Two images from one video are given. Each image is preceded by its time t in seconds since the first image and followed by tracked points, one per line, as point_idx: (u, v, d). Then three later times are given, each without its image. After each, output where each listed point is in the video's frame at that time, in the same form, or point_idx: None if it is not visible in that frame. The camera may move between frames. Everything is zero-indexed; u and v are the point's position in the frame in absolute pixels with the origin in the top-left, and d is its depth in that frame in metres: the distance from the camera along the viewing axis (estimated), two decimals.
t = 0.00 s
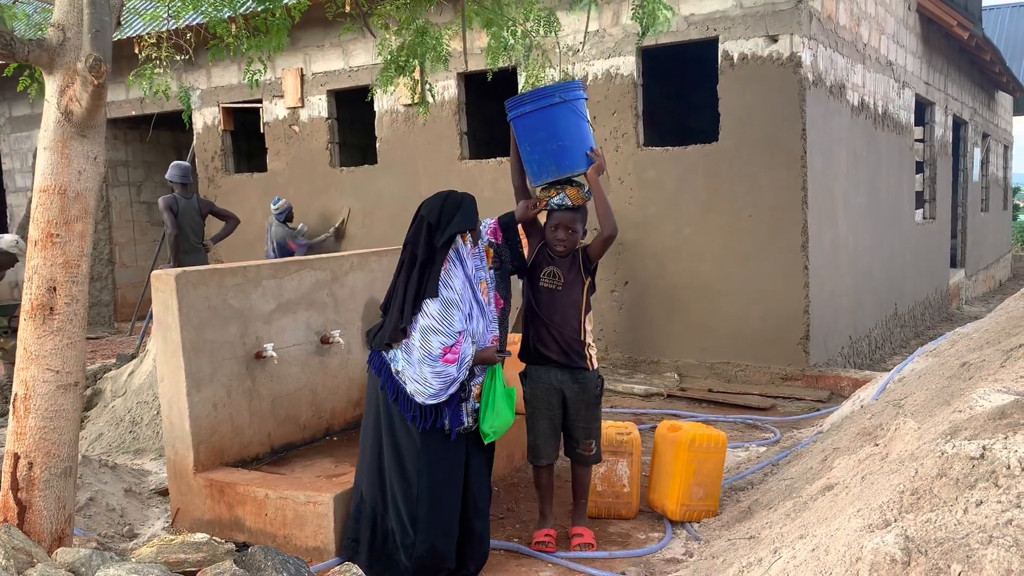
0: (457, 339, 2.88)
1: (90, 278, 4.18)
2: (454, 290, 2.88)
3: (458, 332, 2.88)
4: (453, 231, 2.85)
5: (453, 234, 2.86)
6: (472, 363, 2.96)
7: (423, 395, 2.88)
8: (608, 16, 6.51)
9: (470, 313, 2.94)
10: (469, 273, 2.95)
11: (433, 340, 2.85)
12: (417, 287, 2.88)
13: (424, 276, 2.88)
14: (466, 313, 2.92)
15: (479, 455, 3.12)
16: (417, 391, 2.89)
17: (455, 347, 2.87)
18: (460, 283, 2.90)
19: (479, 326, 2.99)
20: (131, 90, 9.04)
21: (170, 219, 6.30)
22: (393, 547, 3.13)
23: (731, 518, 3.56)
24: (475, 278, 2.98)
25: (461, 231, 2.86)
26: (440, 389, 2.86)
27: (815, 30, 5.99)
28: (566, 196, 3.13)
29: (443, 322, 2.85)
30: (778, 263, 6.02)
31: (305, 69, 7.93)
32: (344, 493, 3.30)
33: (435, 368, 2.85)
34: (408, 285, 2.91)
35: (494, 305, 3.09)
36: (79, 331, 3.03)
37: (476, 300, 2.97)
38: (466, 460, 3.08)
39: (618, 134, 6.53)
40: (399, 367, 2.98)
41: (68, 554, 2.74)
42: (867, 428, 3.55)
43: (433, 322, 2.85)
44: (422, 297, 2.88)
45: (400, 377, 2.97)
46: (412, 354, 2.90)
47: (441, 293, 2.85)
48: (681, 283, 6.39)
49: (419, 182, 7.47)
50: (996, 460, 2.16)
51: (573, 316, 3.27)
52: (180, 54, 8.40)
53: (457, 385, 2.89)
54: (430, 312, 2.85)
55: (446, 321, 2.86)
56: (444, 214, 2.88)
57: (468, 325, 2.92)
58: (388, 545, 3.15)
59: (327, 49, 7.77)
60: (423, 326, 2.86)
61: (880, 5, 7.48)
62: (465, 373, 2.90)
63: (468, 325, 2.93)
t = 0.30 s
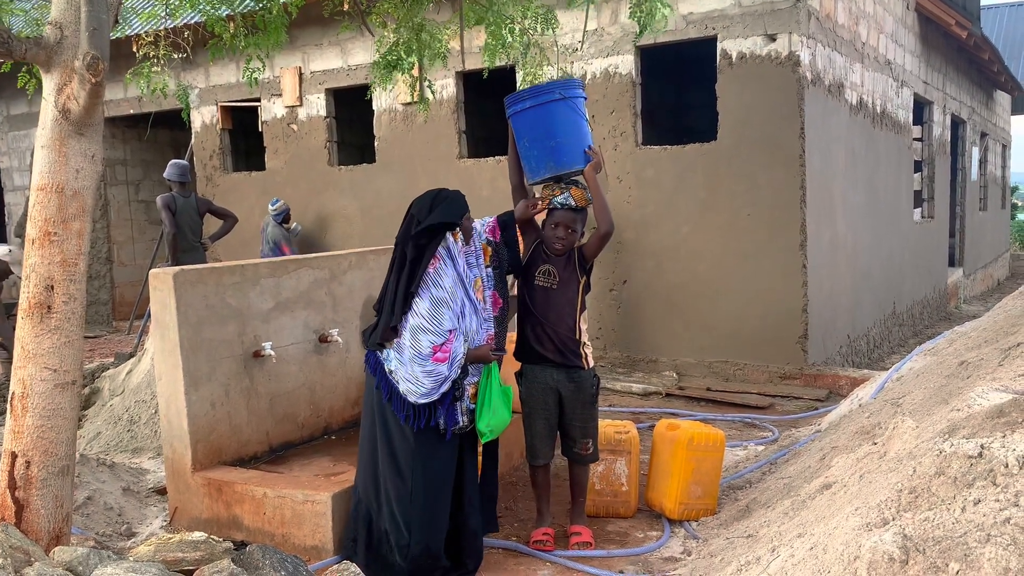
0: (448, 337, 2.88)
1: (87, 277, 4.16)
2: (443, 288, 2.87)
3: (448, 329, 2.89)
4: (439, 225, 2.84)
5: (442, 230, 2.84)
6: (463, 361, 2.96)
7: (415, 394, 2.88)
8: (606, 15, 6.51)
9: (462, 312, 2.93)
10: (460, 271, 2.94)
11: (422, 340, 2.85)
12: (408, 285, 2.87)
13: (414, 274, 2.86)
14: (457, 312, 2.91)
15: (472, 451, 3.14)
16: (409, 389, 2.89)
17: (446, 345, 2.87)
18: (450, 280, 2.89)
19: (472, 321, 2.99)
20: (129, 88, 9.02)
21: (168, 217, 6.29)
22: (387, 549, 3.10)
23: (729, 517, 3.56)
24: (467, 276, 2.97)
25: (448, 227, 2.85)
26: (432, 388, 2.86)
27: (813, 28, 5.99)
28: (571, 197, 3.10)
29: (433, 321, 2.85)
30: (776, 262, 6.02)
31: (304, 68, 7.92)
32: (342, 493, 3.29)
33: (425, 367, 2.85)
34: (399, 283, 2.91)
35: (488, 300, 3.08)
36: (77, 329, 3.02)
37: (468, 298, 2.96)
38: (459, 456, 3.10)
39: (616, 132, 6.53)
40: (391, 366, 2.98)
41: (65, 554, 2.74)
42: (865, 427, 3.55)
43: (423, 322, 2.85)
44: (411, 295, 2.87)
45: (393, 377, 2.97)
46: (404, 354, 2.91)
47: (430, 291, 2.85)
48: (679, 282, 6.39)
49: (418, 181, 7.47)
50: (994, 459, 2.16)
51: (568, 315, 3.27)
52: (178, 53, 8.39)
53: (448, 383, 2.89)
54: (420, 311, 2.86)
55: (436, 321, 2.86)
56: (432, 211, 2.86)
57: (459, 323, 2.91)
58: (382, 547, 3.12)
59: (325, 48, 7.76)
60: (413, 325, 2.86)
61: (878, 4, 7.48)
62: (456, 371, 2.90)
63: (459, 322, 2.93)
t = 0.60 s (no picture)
0: (440, 337, 2.89)
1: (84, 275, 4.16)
2: (435, 287, 2.88)
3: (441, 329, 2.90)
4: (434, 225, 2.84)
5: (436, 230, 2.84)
6: (457, 360, 2.97)
7: (407, 393, 2.88)
8: (604, 14, 6.52)
9: (455, 311, 2.94)
10: (454, 270, 2.94)
11: (414, 339, 2.87)
12: (401, 285, 2.89)
13: (407, 273, 2.88)
14: (450, 311, 2.92)
15: (471, 453, 3.11)
16: (401, 389, 2.89)
17: (439, 344, 2.88)
18: (443, 280, 2.90)
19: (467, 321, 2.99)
20: (126, 87, 9.00)
21: (165, 216, 6.27)
22: (382, 546, 3.12)
23: (726, 515, 3.56)
24: (462, 276, 2.97)
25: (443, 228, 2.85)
26: (424, 387, 2.86)
27: (810, 27, 5.99)
28: (566, 192, 3.18)
29: (425, 321, 2.86)
30: (773, 260, 6.02)
31: (301, 66, 7.90)
32: (339, 491, 3.29)
33: (417, 366, 2.86)
34: (392, 283, 2.93)
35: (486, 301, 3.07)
36: (73, 327, 3.02)
37: (462, 297, 2.97)
38: (456, 457, 3.08)
39: (614, 131, 6.52)
40: (384, 365, 2.98)
41: (62, 552, 2.74)
42: (861, 426, 3.55)
43: (415, 321, 2.86)
44: (404, 294, 2.89)
45: (386, 376, 2.97)
46: (396, 353, 2.92)
47: (423, 290, 2.86)
48: (676, 281, 6.39)
49: (415, 180, 7.46)
50: (991, 457, 2.16)
51: (566, 313, 3.26)
52: (175, 51, 8.37)
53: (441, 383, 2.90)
54: (412, 311, 2.87)
55: (427, 320, 2.87)
56: (426, 210, 2.86)
57: (452, 323, 2.92)
58: (378, 544, 3.14)
59: (322, 46, 7.75)
60: (405, 324, 2.88)
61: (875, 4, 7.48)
62: (449, 370, 2.91)
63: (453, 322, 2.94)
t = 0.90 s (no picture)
0: (435, 335, 2.89)
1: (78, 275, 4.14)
2: (430, 284, 2.88)
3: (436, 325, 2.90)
4: (429, 222, 2.84)
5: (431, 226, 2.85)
6: (452, 360, 2.96)
7: (402, 391, 2.87)
8: (601, 12, 6.51)
9: (451, 309, 2.94)
10: (450, 268, 2.95)
11: (409, 337, 2.87)
12: (397, 281, 2.90)
13: (402, 270, 2.89)
14: (445, 310, 2.92)
15: (467, 451, 3.11)
16: (396, 386, 2.89)
17: (434, 341, 2.88)
18: (439, 277, 2.90)
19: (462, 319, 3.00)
20: (121, 85, 8.98)
21: (161, 214, 6.26)
22: (379, 545, 3.12)
23: (722, 513, 3.56)
24: (458, 274, 2.98)
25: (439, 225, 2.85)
26: (419, 385, 2.85)
27: (807, 25, 5.99)
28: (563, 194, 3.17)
29: (420, 318, 2.87)
30: (770, 259, 6.02)
31: (297, 64, 7.89)
32: (335, 491, 3.29)
33: (412, 364, 2.86)
34: (388, 279, 2.93)
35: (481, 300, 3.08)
36: (68, 326, 3.01)
37: (458, 295, 2.97)
38: (453, 456, 3.07)
39: (610, 130, 6.52)
40: (380, 363, 2.98)
41: (56, 552, 2.73)
42: (857, 424, 3.56)
43: (410, 319, 2.87)
44: (399, 291, 2.90)
45: (382, 374, 2.97)
46: (392, 351, 2.92)
47: (418, 286, 2.87)
48: (673, 279, 6.39)
49: (412, 178, 7.45)
50: (986, 455, 2.16)
51: (564, 313, 3.27)
52: (171, 49, 8.35)
53: (437, 380, 2.89)
54: (408, 309, 2.88)
55: (423, 318, 2.88)
56: (423, 208, 2.87)
57: (448, 321, 2.92)
58: (375, 543, 3.14)
59: (319, 45, 7.74)
60: (400, 322, 2.89)
61: (872, 2, 7.49)
62: (444, 369, 2.90)
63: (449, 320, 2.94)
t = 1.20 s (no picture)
0: (433, 331, 2.88)
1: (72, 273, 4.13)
2: (427, 281, 2.87)
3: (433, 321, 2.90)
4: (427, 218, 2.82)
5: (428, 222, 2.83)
6: (449, 354, 2.96)
7: (400, 388, 2.87)
8: (596, 10, 6.51)
9: (447, 306, 2.93)
10: (445, 265, 2.94)
11: (407, 334, 2.86)
12: (392, 278, 2.87)
13: (397, 266, 2.87)
14: (442, 306, 2.91)
15: (462, 449, 3.10)
16: (395, 382, 2.88)
17: (432, 338, 2.87)
18: (435, 274, 2.89)
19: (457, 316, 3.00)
20: (116, 84, 8.96)
21: (156, 213, 6.24)
22: (374, 544, 3.11)
23: (718, 512, 3.56)
24: (453, 271, 2.97)
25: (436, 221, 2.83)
26: (417, 382, 2.85)
27: (802, 24, 5.99)
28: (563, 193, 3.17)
29: (417, 315, 2.85)
30: (766, 257, 6.03)
31: (292, 63, 7.87)
32: (331, 489, 3.28)
33: (410, 361, 2.86)
34: (382, 276, 2.91)
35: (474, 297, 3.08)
36: (61, 325, 3.00)
37: (454, 292, 2.96)
38: (448, 454, 3.07)
39: (606, 128, 6.52)
40: (376, 361, 2.97)
41: (50, 551, 2.72)
42: (852, 422, 3.56)
43: (407, 316, 2.85)
44: (395, 288, 2.88)
45: (378, 371, 2.96)
46: (388, 348, 2.90)
47: (415, 282, 2.86)
48: (669, 277, 6.39)
49: (407, 177, 7.44)
50: (980, 452, 2.16)
51: (565, 312, 3.27)
52: (165, 48, 8.33)
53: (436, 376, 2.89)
54: (404, 306, 2.86)
55: (420, 314, 2.86)
56: (419, 204, 2.85)
57: (444, 317, 2.92)
58: (370, 542, 3.14)
59: (314, 43, 7.72)
60: (397, 319, 2.87)
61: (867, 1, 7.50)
62: (441, 366, 2.91)
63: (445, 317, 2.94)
